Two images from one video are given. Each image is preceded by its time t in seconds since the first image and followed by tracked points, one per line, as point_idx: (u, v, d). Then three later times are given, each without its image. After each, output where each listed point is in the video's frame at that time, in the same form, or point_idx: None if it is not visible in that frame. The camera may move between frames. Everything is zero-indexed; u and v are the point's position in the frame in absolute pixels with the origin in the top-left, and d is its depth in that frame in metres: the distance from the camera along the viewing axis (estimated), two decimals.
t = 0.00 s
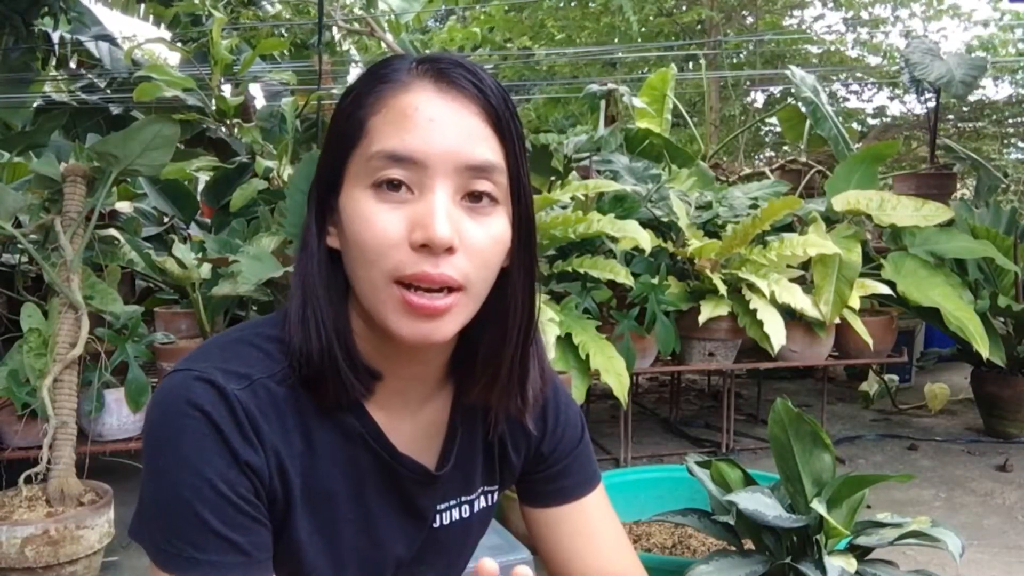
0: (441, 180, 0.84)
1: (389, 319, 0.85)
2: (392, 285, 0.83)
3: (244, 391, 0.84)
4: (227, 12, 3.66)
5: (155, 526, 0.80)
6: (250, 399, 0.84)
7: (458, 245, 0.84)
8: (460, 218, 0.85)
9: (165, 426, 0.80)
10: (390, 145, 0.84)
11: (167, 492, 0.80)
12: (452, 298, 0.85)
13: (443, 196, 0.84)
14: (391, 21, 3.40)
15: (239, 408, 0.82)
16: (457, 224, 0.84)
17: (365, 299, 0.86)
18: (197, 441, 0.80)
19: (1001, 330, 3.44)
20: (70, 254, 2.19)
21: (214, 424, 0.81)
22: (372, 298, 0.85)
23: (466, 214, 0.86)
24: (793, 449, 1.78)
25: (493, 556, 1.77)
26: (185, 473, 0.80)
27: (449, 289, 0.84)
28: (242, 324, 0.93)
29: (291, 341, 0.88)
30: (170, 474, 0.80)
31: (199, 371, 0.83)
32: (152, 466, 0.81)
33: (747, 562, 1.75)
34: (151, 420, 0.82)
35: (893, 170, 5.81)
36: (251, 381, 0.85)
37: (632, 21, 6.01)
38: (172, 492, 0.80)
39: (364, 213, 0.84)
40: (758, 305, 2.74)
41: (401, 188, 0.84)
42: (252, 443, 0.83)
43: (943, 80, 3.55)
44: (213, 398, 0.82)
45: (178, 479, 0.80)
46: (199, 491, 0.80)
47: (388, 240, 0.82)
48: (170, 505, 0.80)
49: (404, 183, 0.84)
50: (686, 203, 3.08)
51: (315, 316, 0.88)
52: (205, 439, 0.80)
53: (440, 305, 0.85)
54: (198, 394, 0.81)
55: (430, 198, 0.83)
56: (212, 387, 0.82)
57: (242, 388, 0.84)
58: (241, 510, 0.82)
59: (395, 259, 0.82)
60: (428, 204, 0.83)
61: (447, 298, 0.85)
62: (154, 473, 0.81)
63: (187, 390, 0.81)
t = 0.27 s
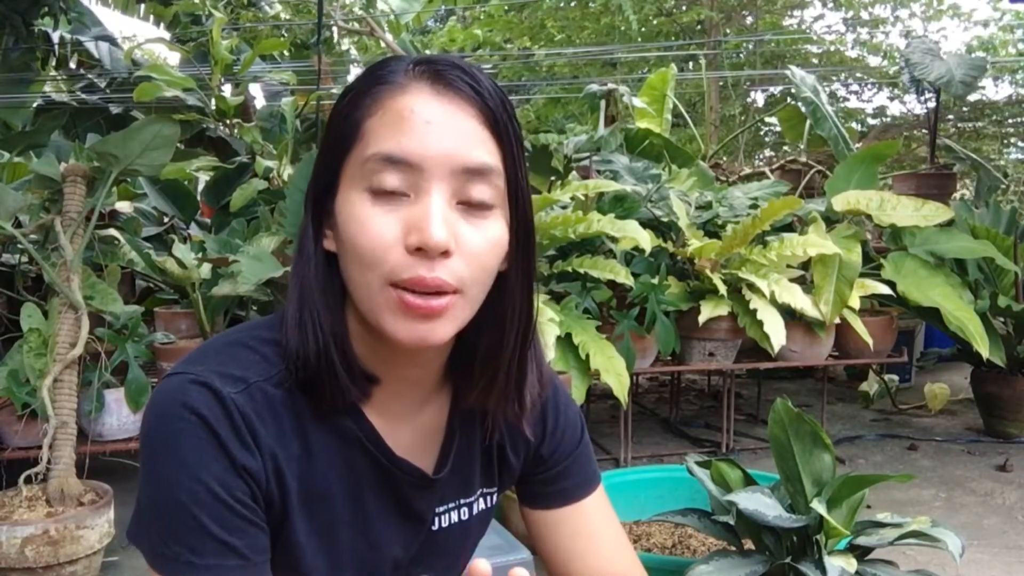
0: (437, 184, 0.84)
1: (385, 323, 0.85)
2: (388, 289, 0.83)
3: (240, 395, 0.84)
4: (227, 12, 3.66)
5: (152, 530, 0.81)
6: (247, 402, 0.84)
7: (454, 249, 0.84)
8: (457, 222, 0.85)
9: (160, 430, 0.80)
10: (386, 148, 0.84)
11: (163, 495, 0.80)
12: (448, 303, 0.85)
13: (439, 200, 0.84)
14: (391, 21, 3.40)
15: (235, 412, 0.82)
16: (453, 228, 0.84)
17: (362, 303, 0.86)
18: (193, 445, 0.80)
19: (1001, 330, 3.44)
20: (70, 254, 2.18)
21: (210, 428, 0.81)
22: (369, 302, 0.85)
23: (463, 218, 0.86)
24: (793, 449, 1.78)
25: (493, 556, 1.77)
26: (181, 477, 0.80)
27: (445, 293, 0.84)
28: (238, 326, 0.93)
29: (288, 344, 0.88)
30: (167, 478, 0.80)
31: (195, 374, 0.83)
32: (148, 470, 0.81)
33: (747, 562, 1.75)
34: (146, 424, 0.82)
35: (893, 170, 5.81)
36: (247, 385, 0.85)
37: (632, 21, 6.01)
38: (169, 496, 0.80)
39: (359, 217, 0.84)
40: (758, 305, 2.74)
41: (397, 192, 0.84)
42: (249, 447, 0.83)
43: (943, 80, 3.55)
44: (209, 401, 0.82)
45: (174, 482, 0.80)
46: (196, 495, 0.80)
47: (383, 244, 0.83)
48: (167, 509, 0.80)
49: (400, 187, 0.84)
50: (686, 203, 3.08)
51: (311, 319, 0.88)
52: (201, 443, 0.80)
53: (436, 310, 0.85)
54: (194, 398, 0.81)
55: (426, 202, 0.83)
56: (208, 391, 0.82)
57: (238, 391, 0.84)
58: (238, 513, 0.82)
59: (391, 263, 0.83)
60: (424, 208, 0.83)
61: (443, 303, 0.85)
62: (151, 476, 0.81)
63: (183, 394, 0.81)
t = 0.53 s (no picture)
0: (438, 188, 0.84)
1: (387, 328, 0.85)
2: (390, 294, 0.83)
3: (240, 398, 0.83)
4: (227, 12, 3.66)
5: (152, 533, 0.81)
6: (247, 405, 0.84)
7: (455, 254, 0.84)
8: (458, 227, 0.85)
9: (160, 433, 0.80)
10: (387, 152, 0.84)
11: (163, 499, 0.80)
12: (450, 308, 0.85)
13: (440, 204, 0.84)
14: (391, 21, 3.40)
15: (235, 415, 0.82)
16: (455, 232, 0.84)
17: (363, 307, 0.86)
18: (193, 448, 0.80)
19: (1001, 330, 3.44)
20: (70, 254, 2.18)
21: (210, 431, 0.81)
22: (370, 307, 0.85)
23: (464, 222, 0.86)
24: (793, 449, 1.78)
25: (494, 556, 1.77)
26: (181, 480, 0.80)
27: (447, 298, 0.84)
28: (239, 328, 0.93)
29: (288, 346, 0.88)
30: (166, 481, 0.80)
31: (194, 377, 0.83)
32: (148, 473, 0.81)
33: (747, 562, 1.75)
34: (146, 426, 0.82)
35: (893, 170, 5.82)
36: (247, 387, 0.84)
37: (631, 21, 6.01)
38: (168, 499, 0.80)
39: (360, 222, 0.84)
40: (758, 305, 2.74)
41: (398, 196, 0.84)
42: (248, 450, 0.83)
43: (942, 80, 3.55)
44: (209, 404, 0.81)
45: (174, 486, 0.80)
46: (195, 498, 0.80)
47: (385, 249, 0.83)
48: (167, 512, 0.80)
49: (401, 191, 0.84)
50: (686, 203, 3.08)
51: (311, 321, 0.88)
52: (202, 446, 0.80)
53: (438, 315, 0.84)
54: (193, 401, 0.81)
55: (427, 206, 0.83)
56: (208, 394, 0.82)
57: (238, 394, 0.84)
58: (238, 517, 0.82)
59: (393, 268, 0.82)
60: (425, 213, 0.83)
61: (445, 309, 0.85)
62: (151, 479, 0.81)
63: (183, 397, 0.81)
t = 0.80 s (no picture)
0: (444, 192, 0.84)
1: (393, 332, 0.85)
2: (396, 298, 0.84)
3: (246, 398, 0.83)
4: (227, 12, 3.66)
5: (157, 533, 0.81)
6: (252, 405, 0.84)
7: (461, 258, 0.84)
8: (463, 231, 0.85)
9: (166, 434, 0.80)
10: (391, 157, 0.84)
11: (168, 499, 0.80)
12: (457, 311, 0.86)
13: (445, 209, 0.84)
14: (391, 21, 3.40)
15: (241, 416, 0.82)
16: (461, 237, 0.84)
17: (369, 311, 0.86)
18: (198, 448, 0.80)
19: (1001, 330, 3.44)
20: (70, 254, 2.18)
21: (216, 432, 0.80)
22: (377, 311, 0.85)
23: (469, 226, 0.86)
24: (793, 449, 1.78)
25: (494, 556, 1.77)
26: (187, 481, 0.80)
27: (453, 302, 0.85)
28: (243, 327, 0.92)
29: (293, 346, 0.88)
30: (172, 482, 0.80)
31: (200, 376, 0.82)
32: (153, 473, 0.81)
33: (748, 562, 1.75)
34: (151, 427, 0.81)
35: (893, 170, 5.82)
36: (253, 387, 0.84)
37: (631, 21, 6.01)
38: (173, 499, 0.80)
39: (366, 227, 0.84)
40: (758, 305, 2.74)
41: (404, 201, 0.84)
42: (254, 450, 0.83)
43: (942, 80, 3.56)
44: (215, 405, 0.81)
45: (180, 486, 0.80)
46: (201, 499, 0.80)
47: (391, 254, 0.83)
48: (172, 512, 0.80)
49: (406, 196, 0.84)
50: (686, 203, 3.08)
51: (315, 322, 0.87)
52: (207, 446, 0.80)
53: (444, 319, 0.85)
54: (199, 401, 0.80)
55: (433, 211, 0.83)
56: (214, 394, 0.81)
57: (244, 395, 0.83)
58: (244, 517, 0.82)
59: (399, 273, 0.83)
60: (431, 217, 0.83)
61: (452, 312, 0.85)
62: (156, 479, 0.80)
63: (188, 397, 0.81)
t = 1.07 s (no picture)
0: (450, 190, 0.84)
1: (399, 329, 0.85)
2: (402, 296, 0.83)
3: (250, 395, 0.83)
4: (227, 12, 3.66)
5: (162, 529, 0.80)
6: (256, 402, 0.84)
7: (467, 256, 0.84)
8: (469, 228, 0.85)
9: (171, 431, 0.80)
10: (398, 155, 0.84)
11: (172, 495, 0.80)
12: (462, 309, 0.86)
13: (452, 207, 0.84)
14: (391, 21, 3.40)
15: (245, 413, 0.82)
16: (467, 235, 0.84)
17: (376, 308, 0.86)
18: (202, 445, 0.80)
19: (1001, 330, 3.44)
20: (70, 255, 2.18)
21: (220, 429, 0.80)
22: (383, 308, 0.85)
23: (475, 224, 0.86)
24: (794, 449, 1.78)
25: (494, 556, 1.77)
26: (191, 477, 0.79)
27: (459, 300, 0.85)
28: (248, 324, 0.92)
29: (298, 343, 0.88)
30: (176, 477, 0.80)
31: (204, 374, 0.82)
32: (157, 468, 0.81)
33: (749, 562, 1.75)
34: (155, 423, 0.81)
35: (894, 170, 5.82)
36: (257, 384, 0.84)
37: (631, 21, 6.01)
38: (176, 496, 0.80)
39: (372, 224, 0.84)
40: (758, 305, 2.74)
41: (410, 198, 0.84)
42: (257, 447, 0.83)
43: (942, 80, 3.56)
44: (219, 402, 0.81)
45: (183, 483, 0.79)
46: (205, 496, 0.80)
47: (397, 251, 0.83)
48: (175, 508, 0.80)
49: (412, 193, 0.84)
50: (686, 203, 3.08)
51: (320, 320, 0.87)
52: (211, 443, 0.80)
53: (449, 316, 0.85)
54: (204, 398, 0.80)
55: (439, 209, 0.83)
56: (219, 391, 0.82)
57: (248, 392, 0.83)
58: (247, 514, 0.82)
59: (405, 270, 0.83)
60: (437, 215, 0.83)
61: (457, 309, 0.85)
62: (160, 475, 0.80)
63: (192, 394, 0.81)
